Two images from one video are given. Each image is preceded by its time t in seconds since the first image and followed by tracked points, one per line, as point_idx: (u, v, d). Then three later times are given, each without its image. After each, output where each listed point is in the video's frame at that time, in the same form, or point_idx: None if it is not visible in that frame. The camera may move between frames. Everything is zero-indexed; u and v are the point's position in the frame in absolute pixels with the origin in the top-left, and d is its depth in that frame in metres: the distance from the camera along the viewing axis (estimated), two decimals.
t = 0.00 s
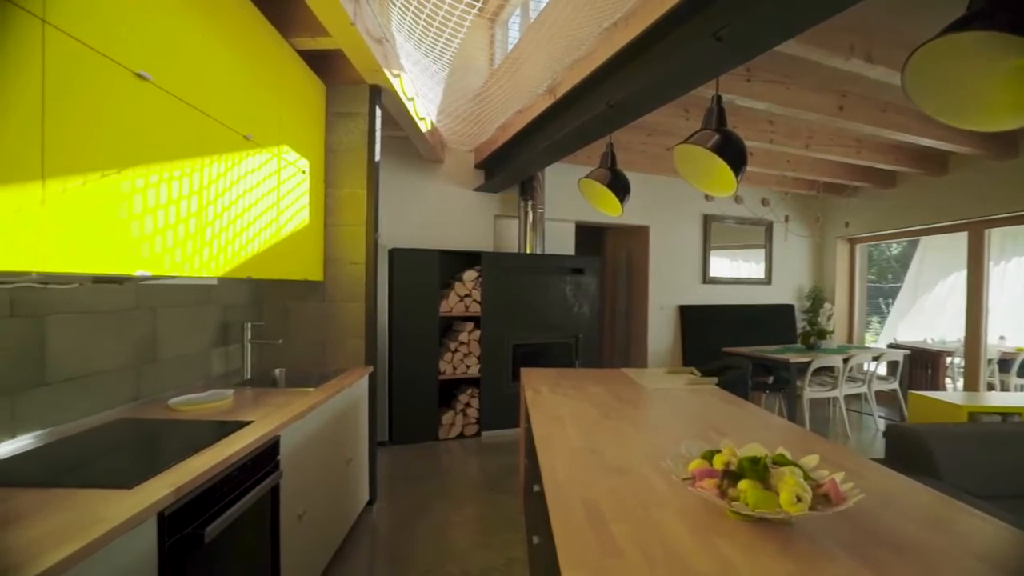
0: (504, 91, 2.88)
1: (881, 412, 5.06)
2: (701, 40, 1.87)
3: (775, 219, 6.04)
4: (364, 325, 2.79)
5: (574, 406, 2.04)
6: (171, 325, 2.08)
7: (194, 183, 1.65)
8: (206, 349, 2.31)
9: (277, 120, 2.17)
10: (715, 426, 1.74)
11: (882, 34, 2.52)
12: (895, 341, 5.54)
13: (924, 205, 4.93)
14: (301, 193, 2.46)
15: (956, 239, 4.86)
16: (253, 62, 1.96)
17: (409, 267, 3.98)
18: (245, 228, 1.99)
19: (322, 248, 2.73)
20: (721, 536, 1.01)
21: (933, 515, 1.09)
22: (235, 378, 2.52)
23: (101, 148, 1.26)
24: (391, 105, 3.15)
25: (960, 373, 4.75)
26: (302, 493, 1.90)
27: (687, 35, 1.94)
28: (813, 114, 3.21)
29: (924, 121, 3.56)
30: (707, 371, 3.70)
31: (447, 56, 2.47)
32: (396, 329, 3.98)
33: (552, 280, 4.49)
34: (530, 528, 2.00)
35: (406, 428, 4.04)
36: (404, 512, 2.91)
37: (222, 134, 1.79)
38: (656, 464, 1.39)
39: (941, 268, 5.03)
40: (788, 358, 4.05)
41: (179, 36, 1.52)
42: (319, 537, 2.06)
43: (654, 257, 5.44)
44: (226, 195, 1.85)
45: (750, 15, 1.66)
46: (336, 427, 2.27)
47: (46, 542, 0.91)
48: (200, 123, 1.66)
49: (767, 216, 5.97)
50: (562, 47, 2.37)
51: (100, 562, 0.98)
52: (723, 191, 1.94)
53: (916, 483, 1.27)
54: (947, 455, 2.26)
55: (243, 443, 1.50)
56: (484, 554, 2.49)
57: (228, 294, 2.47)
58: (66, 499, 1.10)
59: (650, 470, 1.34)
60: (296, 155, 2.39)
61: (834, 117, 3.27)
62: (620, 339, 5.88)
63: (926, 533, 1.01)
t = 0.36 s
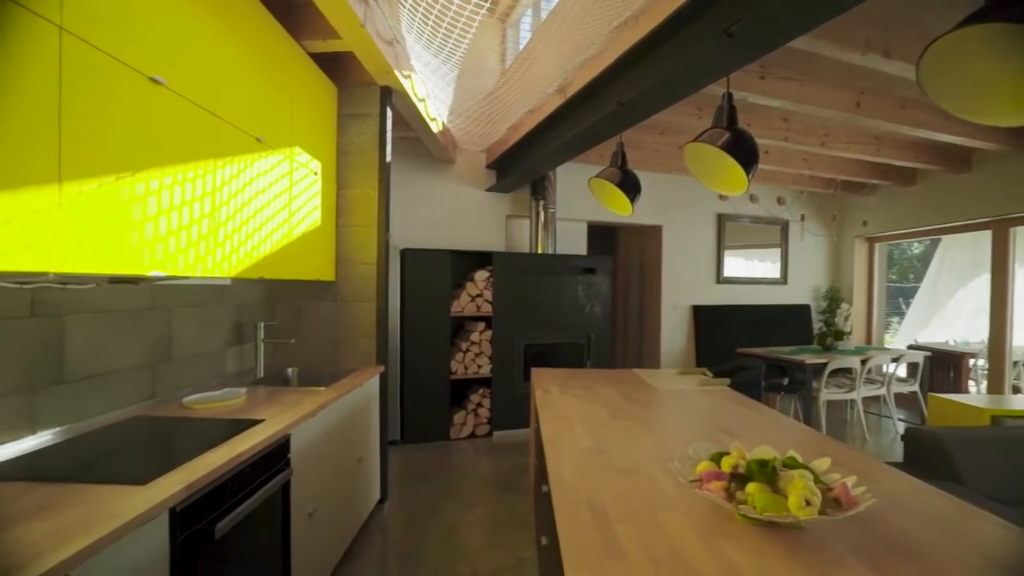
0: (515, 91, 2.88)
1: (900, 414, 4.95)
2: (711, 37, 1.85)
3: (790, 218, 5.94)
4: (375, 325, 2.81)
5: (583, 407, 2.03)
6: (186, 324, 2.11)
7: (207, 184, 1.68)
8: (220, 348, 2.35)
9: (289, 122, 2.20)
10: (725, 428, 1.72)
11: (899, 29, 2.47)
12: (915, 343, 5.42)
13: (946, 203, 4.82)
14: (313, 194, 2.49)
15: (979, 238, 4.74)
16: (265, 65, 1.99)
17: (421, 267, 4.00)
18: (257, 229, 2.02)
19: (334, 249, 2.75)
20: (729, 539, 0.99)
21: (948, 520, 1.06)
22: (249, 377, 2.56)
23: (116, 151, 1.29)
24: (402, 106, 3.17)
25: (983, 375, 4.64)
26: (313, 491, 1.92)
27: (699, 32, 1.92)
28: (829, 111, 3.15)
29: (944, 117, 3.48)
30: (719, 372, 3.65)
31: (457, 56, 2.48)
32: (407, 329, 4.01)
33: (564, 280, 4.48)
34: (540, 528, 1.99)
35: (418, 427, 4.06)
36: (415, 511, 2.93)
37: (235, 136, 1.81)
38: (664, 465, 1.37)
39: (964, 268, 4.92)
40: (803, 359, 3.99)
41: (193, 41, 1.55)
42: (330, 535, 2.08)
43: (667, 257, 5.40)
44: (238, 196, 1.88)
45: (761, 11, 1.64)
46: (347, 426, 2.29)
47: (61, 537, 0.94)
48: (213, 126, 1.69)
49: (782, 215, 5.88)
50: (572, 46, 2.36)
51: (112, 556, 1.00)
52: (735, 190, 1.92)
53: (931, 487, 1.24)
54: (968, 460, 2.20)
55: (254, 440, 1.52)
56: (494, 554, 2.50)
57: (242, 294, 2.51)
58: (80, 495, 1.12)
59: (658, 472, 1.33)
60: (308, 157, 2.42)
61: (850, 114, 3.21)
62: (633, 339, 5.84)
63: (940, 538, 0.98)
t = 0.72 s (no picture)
0: (525, 92, 2.88)
1: (922, 417, 4.84)
2: (723, 33, 1.82)
3: (807, 217, 5.84)
4: (386, 325, 2.83)
5: (592, 407, 2.02)
6: (200, 324, 2.15)
7: (220, 186, 1.71)
8: (234, 348, 2.39)
9: (300, 124, 2.23)
10: (736, 430, 1.70)
11: (918, 23, 2.42)
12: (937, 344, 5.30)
13: (968, 201, 4.71)
14: (325, 195, 2.51)
15: (1006, 237, 4.67)
16: (277, 68, 2.02)
17: (432, 267, 4.02)
18: (270, 230, 2.05)
19: (346, 250, 2.78)
20: (736, 543, 0.98)
21: (966, 526, 1.03)
22: (262, 376, 2.60)
23: (131, 155, 1.32)
24: (413, 107, 3.19)
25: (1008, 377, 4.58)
26: (324, 489, 1.94)
27: (710, 28, 1.89)
28: (846, 108, 3.10)
29: (966, 113, 3.40)
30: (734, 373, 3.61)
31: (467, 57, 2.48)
32: (419, 329, 4.03)
33: (576, 280, 4.46)
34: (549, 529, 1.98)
35: (429, 426, 4.08)
36: (426, 511, 2.94)
37: (247, 139, 1.84)
38: (671, 467, 1.36)
39: (991, 268, 4.86)
40: (819, 360, 3.92)
41: (205, 45, 1.58)
42: (341, 532, 2.11)
43: (680, 257, 5.35)
44: (250, 198, 1.90)
45: (772, 7, 1.61)
46: (358, 425, 2.31)
47: (75, 532, 0.96)
48: (226, 129, 1.71)
49: (798, 213, 5.78)
50: (582, 46, 2.35)
51: (124, 551, 1.02)
52: (745, 189, 1.89)
53: (949, 492, 1.20)
54: (990, 464, 2.15)
55: (265, 438, 1.54)
56: (504, 554, 2.49)
57: (255, 294, 2.54)
58: (96, 489, 1.15)
59: (666, 474, 1.31)
60: (320, 158, 2.44)
61: (867, 111, 3.15)
62: (645, 340, 5.79)
63: (958, 546, 0.95)
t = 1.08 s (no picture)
0: (534, 92, 2.87)
1: (940, 420, 4.74)
2: (731, 30, 1.80)
3: (821, 216, 5.76)
4: (395, 325, 2.84)
5: (599, 408, 2.01)
6: (212, 324, 2.18)
7: (230, 187, 1.73)
8: (245, 347, 2.42)
9: (310, 125, 2.25)
10: (745, 432, 1.68)
11: (934, 17, 2.37)
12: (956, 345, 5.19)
13: (988, 199, 4.61)
14: (334, 196, 2.53)
15: None
16: (287, 70, 2.04)
17: (442, 267, 4.03)
18: (279, 231, 2.07)
19: (355, 250, 2.80)
20: (740, 546, 0.96)
21: (979, 532, 1.01)
22: (273, 375, 2.62)
23: (143, 157, 1.34)
24: (422, 108, 3.21)
25: None
26: (332, 488, 1.96)
27: (720, 26, 1.87)
28: (860, 105, 3.05)
29: (984, 108, 3.32)
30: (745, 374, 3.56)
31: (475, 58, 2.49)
32: (428, 329, 4.05)
33: (586, 280, 4.45)
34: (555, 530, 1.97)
35: (439, 426, 4.09)
36: (435, 510, 2.95)
37: (257, 141, 1.86)
38: (677, 469, 1.35)
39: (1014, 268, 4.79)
40: (833, 361, 3.85)
41: (216, 49, 1.60)
42: (349, 531, 2.12)
43: (692, 256, 5.30)
44: (260, 199, 1.93)
45: (782, 3, 1.59)
46: (366, 425, 2.33)
47: (85, 527, 0.98)
48: (236, 131, 1.74)
49: (812, 212, 5.70)
50: (590, 45, 2.34)
51: (132, 546, 1.03)
52: (754, 189, 1.87)
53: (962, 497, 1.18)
54: (1010, 469, 2.09)
55: (272, 436, 1.55)
56: (511, 554, 2.49)
57: (265, 294, 2.57)
58: (108, 486, 1.17)
59: (671, 476, 1.30)
60: (329, 159, 2.46)
61: (882, 107, 3.10)
62: (656, 340, 5.75)
63: (971, 553, 0.93)
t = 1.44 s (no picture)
0: (542, 92, 2.87)
1: (958, 423, 4.65)
2: (740, 27, 1.78)
3: (834, 214, 5.67)
4: (403, 325, 2.86)
5: (606, 408, 2.01)
6: (222, 323, 2.21)
7: (239, 188, 1.75)
8: (255, 346, 2.45)
9: (319, 127, 2.27)
10: (753, 433, 1.66)
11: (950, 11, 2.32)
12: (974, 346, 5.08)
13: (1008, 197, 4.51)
14: (343, 197, 2.55)
15: None
16: (295, 72, 2.06)
17: (451, 267, 4.04)
18: (288, 232, 2.09)
19: (364, 250, 2.82)
20: (744, 548, 0.95)
21: (992, 537, 0.98)
22: (283, 374, 2.65)
23: (152, 160, 1.36)
24: (431, 108, 3.22)
25: None
26: (339, 486, 1.97)
27: (730, 23, 1.85)
28: (873, 102, 3.00)
29: (1003, 105, 3.25)
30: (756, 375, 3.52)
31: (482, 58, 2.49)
32: (437, 329, 4.06)
33: (595, 280, 4.43)
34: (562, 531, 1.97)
35: (448, 426, 4.11)
36: (443, 509, 2.96)
37: (266, 142, 1.89)
38: (682, 470, 1.33)
39: None
40: (847, 362, 3.79)
41: (225, 52, 1.62)
42: (357, 529, 2.13)
43: (702, 256, 5.26)
44: (269, 200, 1.95)
45: None
46: (374, 424, 2.34)
47: (97, 522, 1.00)
48: (245, 133, 1.75)
49: (825, 211, 5.63)
50: (598, 45, 2.33)
51: (143, 541, 1.05)
52: (763, 188, 1.85)
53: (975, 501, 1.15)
54: None
55: (280, 435, 1.57)
56: (519, 554, 2.49)
57: (275, 294, 2.60)
58: (119, 482, 1.19)
59: (677, 477, 1.29)
60: (338, 161, 2.48)
61: (896, 105, 3.05)
62: (666, 340, 5.71)
63: (984, 558, 0.90)
